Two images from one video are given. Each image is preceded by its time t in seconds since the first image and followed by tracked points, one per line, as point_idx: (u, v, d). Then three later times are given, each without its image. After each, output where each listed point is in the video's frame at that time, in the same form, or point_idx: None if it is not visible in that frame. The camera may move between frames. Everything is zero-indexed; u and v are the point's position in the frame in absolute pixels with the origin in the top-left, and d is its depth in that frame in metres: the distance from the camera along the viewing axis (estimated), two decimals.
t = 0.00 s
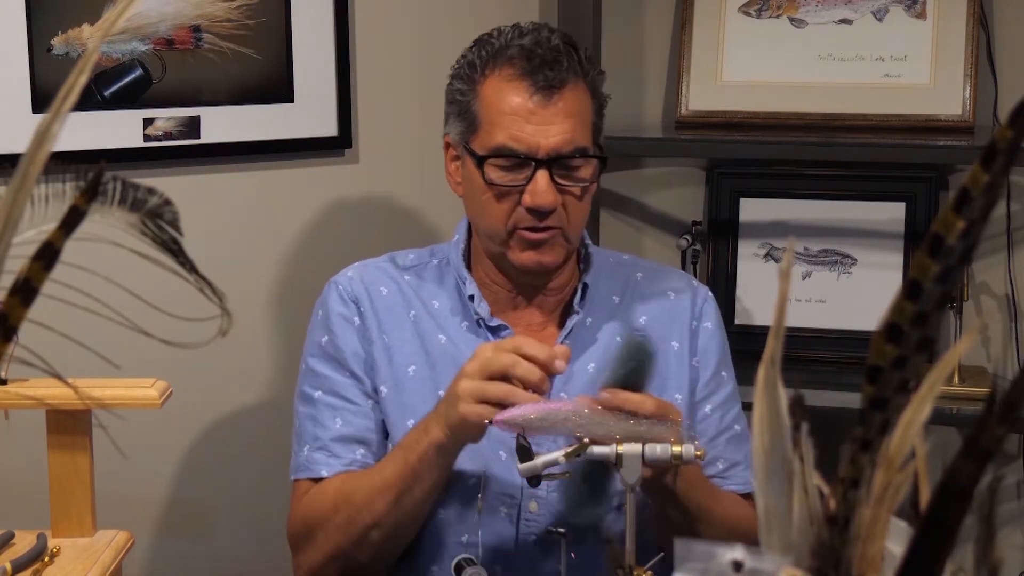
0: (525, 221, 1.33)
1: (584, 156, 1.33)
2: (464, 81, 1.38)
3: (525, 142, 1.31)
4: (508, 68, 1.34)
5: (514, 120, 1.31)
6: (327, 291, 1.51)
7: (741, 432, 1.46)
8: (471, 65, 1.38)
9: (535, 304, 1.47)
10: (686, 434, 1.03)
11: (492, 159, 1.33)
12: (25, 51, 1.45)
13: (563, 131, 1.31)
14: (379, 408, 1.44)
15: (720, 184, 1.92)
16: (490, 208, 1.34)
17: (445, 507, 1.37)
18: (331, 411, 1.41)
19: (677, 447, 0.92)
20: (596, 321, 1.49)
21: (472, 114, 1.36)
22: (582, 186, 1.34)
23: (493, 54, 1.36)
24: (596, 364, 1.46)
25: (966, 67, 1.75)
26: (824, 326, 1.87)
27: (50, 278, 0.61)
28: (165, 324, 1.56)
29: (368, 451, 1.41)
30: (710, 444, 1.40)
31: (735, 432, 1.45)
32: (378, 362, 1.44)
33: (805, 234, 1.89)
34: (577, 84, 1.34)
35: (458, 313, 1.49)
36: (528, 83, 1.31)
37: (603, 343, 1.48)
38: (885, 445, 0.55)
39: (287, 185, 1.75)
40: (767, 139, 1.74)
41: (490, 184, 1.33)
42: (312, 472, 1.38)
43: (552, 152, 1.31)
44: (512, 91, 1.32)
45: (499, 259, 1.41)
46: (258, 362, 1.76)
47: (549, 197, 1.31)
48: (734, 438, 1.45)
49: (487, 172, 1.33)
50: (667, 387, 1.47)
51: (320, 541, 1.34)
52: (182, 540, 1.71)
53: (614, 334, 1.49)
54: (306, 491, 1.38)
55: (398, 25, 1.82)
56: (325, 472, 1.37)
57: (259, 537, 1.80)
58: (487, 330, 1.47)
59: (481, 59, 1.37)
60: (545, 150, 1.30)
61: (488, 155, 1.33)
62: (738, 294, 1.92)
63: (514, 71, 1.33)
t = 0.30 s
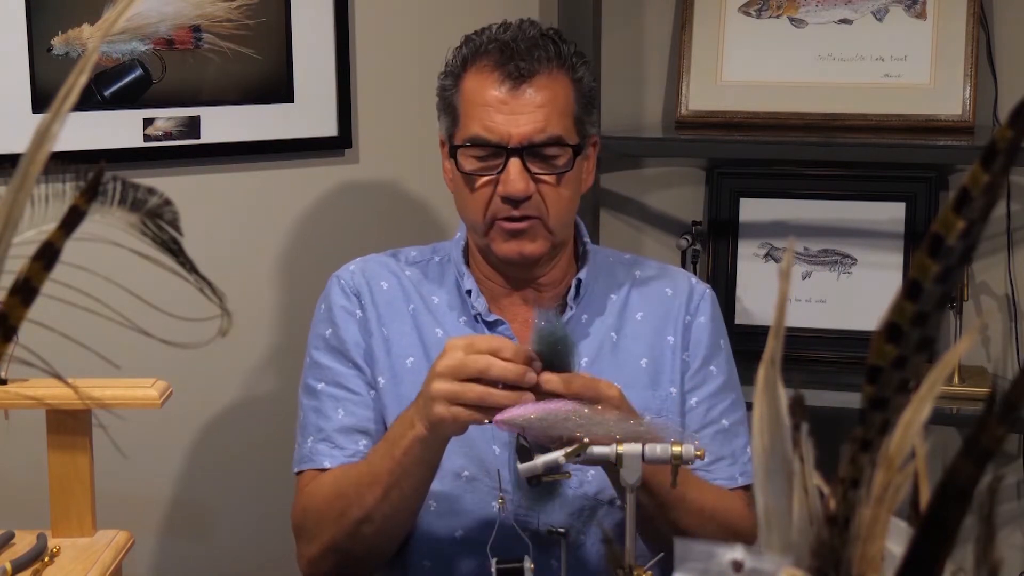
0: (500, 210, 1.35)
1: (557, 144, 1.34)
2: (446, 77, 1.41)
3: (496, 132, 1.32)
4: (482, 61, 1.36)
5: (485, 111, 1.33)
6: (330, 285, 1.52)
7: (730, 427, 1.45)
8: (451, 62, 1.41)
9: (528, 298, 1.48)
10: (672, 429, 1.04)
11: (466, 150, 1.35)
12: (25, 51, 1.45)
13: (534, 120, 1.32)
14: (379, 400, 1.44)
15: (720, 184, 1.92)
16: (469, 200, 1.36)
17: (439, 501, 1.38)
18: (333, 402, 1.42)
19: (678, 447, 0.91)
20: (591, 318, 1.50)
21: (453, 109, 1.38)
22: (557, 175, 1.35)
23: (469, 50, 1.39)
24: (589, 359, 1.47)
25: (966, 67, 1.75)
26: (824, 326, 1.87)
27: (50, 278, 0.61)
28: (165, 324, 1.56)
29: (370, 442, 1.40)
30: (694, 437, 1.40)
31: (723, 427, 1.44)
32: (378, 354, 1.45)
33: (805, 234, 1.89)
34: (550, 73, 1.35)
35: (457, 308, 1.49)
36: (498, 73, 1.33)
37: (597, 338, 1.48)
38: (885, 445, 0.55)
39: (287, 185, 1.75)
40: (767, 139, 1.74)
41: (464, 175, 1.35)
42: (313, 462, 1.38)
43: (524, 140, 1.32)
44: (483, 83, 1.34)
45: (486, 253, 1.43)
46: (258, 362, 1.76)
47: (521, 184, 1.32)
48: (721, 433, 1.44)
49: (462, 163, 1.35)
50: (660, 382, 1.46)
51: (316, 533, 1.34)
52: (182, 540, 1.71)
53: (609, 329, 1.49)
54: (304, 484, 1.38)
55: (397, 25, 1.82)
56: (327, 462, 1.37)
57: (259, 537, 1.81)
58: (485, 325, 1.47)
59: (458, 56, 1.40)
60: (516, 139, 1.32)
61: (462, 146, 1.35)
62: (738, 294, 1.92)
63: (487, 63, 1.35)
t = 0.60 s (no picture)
0: (494, 211, 1.35)
1: (549, 143, 1.34)
2: (443, 78, 1.41)
3: (488, 132, 1.32)
4: (476, 62, 1.36)
5: (478, 111, 1.33)
6: (330, 284, 1.52)
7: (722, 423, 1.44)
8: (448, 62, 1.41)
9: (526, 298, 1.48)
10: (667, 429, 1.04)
11: (460, 151, 1.35)
12: (25, 51, 1.45)
13: (527, 121, 1.32)
14: (376, 398, 1.44)
15: (721, 184, 1.92)
16: (464, 201, 1.37)
17: (436, 500, 1.38)
18: (331, 401, 1.42)
19: (677, 447, 0.91)
20: (589, 317, 1.50)
21: (448, 110, 1.39)
22: (551, 175, 1.34)
23: (464, 50, 1.39)
24: (587, 356, 1.47)
25: (966, 67, 1.75)
26: (824, 326, 1.87)
27: (50, 278, 0.61)
28: (165, 323, 1.56)
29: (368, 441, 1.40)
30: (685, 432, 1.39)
31: (715, 423, 1.43)
32: (376, 353, 1.45)
33: (805, 234, 1.89)
34: (543, 73, 1.35)
35: (456, 308, 1.49)
36: (490, 74, 1.33)
37: (595, 336, 1.49)
38: (885, 445, 0.55)
39: (287, 185, 1.75)
40: (767, 139, 1.74)
41: (459, 176, 1.35)
42: (310, 462, 1.38)
43: (515, 141, 1.32)
44: (477, 83, 1.34)
45: (483, 254, 1.43)
46: (258, 362, 1.76)
47: (513, 184, 1.32)
48: (714, 429, 1.43)
49: (456, 164, 1.35)
50: (657, 378, 1.46)
51: (311, 533, 1.35)
52: (182, 540, 1.71)
53: (606, 326, 1.49)
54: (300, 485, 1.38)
55: (397, 24, 1.82)
56: (324, 462, 1.37)
57: (259, 537, 1.81)
58: (484, 324, 1.47)
59: (453, 56, 1.40)
60: (508, 140, 1.32)
61: (456, 148, 1.35)
62: (738, 294, 1.92)
63: (481, 64, 1.35)
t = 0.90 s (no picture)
0: (491, 211, 1.35)
1: (544, 143, 1.33)
2: (440, 79, 1.41)
3: (482, 132, 1.32)
4: (471, 62, 1.36)
5: (472, 112, 1.33)
6: (330, 282, 1.52)
7: (720, 419, 1.42)
8: (444, 63, 1.42)
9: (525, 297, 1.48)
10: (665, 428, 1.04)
11: (456, 152, 1.35)
12: (25, 51, 1.45)
13: (521, 120, 1.32)
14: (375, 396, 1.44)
15: (721, 184, 1.92)
16: (460, 202, 1.37)
17: (434, 498, 1.38)
18: (328, 396, 1.41)
19: (677, 447, 0.90)
20: (587, 315, 1.50)
21: (445, 110, 1.39)
22: (547, 174, 1.34)
23: (459, 50, 1.39)
24: (584, 355, 1.47)
25: (966, 68, 1.75)
26: (824, 326, 1.87)
27: (50, 278, 0.61)
28: (164, 323, 1.56)
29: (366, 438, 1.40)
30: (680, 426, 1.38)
31: (712, 419, 1.41)
32: (376, 351, 1.45)
33: (805, 234, 1.89)
34: (537, 72, 1.35)
35: (455, 306, 1.50)
36: (484, 74, 1.33)
37: (592, 334, 1.49)
38: (885, 445, 0.55)
39: (286, 185, 1.75)
40: (767, 139, 1.74)
41: (454, 177, 1.35)
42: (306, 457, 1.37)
43: (510, 140, 1.32)
44: (471, 84, 1.34)
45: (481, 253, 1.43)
46: (259, 362, 1.76)
47: (508, 184, 1.32)
48: (711, 425, 1.41)
49: (452, 165, 1.35)
50: (655, 376, 1.46)
51: (294, 519, 1.34)
52: (182, 540, 1.71)
53: (605, 325, 1.49)
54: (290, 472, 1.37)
55: (397, 24, 1.82)
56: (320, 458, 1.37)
57: (259, 537, 1.81)
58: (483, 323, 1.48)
59: (449, 57, 1.40)
60: (503, 140, 1.32)
61: (451, 149, 1.35)
62: (738, 294, 1.92)
63: (476, 65, 1.35)
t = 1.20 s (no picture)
0: (490, 213, 1.35)
1: (543, 143, 1.33)
2: (439, 80, 1.41)
3: (480, 134, 1.32)
4: (469, 63, 1.36)
5: (470, 113, 1.33)
6: (331, 281, 1.52)
7: (716, 417, 1.42)
8: (442, 65, 1.42)
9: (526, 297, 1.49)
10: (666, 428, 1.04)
11: (455, 153, 1.35)
12: (25, 52, 1.46)
13: (519, 121, 1.32)
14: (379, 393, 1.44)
15: (720, 184, 1.92)
16: (461, 203, 1.37)
17: (435, 497, 1.38)
18: (334, 394, 1.41)
19: (678, 447, 0.90)
20: (586, 315, 1.50)
21: (444, 112, 1.39)
22: (546, 174, 1.34)
23: (457, 52, 1.39)
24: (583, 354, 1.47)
25: (966, 68, 1.75)
26: (824, 326, 1.87)
27: (50, 278, 0.61)
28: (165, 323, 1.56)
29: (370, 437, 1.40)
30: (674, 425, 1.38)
31: (707, 416, 1.42)
32: (379, 349, 1.46)
33: (805, 234, 1.89)
34: (535, 72, 1.35)
35: (457, 306, 1.50)
36: (482, 75, 1.33)
37: (592, 334, 1.49)
38: (885, 445, 0.55)
39: (287, 185, 1.75)
40: (767, 139, 1.74)
41: (454, 179, 1.35)
42: (313, 455, 1.36)
43: (509, 141, 1.32)
44: (469, 85, 1.34)
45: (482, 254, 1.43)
46: (259, 362, 1.76)
47: (507, 185, 1.32)
48: (706, 422, 1.41)
49: (452, 167, 1.35)
50: (654, 375, 1.46)
51: (303, 519, 1.34)
52: (182, 540, 1.71)
53: (604, 324, 1.49)
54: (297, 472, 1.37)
55: (397, 24, 1.82)
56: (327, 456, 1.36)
57: (259, 537, 1.81)
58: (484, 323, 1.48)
59: (447, 58, 1.40)
60: (501, 141, 1.32)
61: (451, 150, 1.35)
62: (738, 294, 1.92)
63: (473, 66, 1.35)
